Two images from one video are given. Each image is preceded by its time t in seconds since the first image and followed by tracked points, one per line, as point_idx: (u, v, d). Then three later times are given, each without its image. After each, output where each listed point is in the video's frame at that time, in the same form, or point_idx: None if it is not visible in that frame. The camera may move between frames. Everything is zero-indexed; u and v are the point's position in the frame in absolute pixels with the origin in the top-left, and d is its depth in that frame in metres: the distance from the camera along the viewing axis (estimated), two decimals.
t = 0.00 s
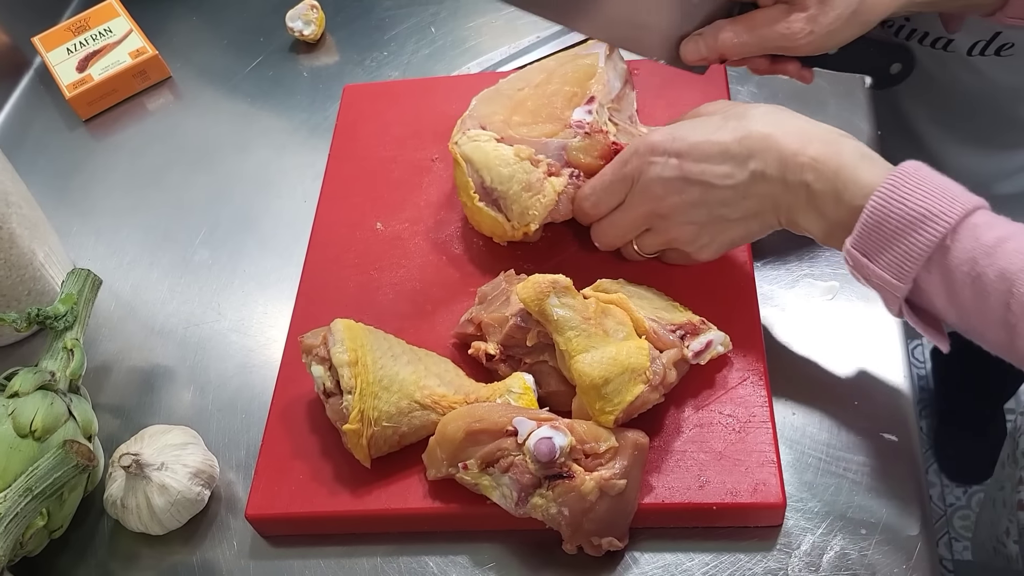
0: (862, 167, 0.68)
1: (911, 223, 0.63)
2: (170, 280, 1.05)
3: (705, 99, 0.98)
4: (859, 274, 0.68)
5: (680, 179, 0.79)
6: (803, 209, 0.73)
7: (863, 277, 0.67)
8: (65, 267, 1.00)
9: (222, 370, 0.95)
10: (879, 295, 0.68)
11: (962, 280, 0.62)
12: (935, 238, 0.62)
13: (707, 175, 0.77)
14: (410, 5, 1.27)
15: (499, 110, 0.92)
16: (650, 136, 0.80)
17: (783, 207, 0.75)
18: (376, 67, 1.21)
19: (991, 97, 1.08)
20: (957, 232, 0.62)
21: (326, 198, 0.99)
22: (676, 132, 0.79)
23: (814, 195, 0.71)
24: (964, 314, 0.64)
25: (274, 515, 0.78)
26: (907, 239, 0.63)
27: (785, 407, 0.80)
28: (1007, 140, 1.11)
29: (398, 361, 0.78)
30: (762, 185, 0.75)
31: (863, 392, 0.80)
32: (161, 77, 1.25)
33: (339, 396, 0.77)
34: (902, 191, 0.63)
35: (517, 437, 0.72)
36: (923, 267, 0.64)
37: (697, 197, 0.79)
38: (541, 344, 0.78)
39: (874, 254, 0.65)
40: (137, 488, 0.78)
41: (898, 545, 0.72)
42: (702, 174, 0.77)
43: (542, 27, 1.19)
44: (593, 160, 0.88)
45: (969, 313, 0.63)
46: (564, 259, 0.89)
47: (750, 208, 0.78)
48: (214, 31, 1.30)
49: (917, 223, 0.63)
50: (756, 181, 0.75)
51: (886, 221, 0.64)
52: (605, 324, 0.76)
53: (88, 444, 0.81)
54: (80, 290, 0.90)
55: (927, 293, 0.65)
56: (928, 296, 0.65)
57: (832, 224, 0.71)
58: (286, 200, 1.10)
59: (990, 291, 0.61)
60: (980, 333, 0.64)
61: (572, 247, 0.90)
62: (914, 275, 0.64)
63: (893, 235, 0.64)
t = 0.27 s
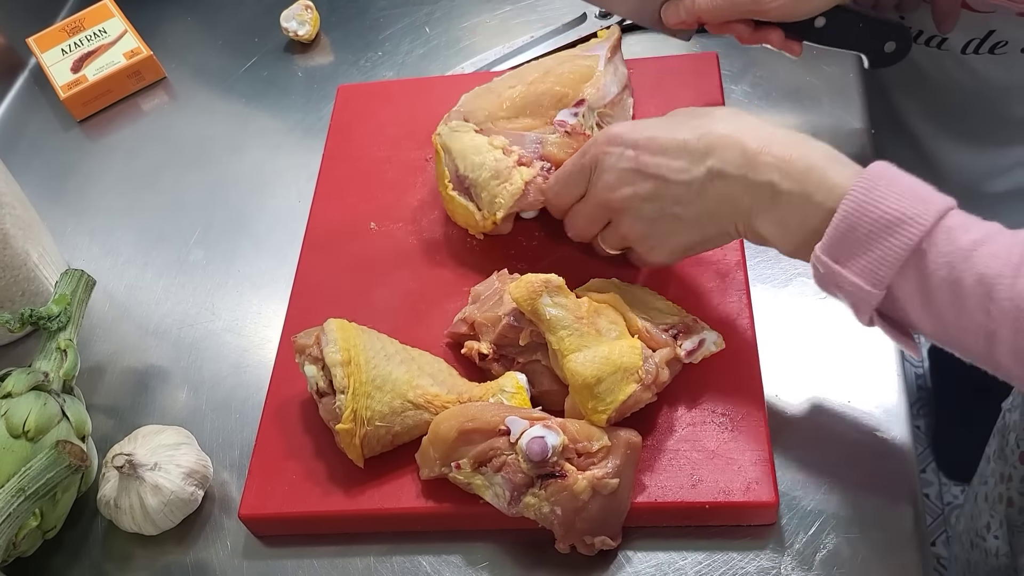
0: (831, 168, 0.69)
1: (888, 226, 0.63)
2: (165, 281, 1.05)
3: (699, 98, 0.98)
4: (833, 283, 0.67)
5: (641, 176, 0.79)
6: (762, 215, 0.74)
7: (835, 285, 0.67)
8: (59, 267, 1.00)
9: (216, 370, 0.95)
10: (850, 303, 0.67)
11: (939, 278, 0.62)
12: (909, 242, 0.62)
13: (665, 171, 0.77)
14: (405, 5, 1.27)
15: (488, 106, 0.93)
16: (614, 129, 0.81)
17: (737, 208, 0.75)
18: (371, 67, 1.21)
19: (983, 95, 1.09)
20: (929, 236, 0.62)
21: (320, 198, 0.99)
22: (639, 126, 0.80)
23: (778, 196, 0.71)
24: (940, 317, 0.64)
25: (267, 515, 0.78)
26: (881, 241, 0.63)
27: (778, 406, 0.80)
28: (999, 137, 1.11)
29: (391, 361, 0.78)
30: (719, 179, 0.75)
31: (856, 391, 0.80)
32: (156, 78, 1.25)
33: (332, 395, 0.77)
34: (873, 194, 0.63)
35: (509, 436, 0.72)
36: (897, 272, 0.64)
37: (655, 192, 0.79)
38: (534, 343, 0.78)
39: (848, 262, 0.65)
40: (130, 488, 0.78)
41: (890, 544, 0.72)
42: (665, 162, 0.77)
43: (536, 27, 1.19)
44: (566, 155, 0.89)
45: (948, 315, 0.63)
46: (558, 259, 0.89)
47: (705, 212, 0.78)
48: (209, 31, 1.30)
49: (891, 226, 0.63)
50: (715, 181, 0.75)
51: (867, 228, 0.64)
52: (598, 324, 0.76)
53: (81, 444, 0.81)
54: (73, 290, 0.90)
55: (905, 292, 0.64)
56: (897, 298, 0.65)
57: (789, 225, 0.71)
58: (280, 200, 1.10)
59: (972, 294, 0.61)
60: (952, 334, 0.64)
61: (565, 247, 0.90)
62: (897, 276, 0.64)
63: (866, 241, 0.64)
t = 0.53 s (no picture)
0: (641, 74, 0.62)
1: (841, 184, 0.52)
2: (164, 281, 1.05)
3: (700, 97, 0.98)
4: (760, 242, 0.54)
5: (494, 69, 0.74)
6: (559, 113, 0.67)
7: (621, 179, 0.58)
8: (58, 267, 1.00)
9: (215, 370, 0.95)
10: (635, 202, 0.59)
11: (922, 268, 0.49)
12: (697, 134, 0.56)
13: (508, 64, 0.73)
14: (404, 4, 1.27)
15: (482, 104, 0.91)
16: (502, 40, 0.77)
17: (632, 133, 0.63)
18: (370, 67, 1.21)
19: (976, 95, 1.11)
20: (718, 130, 0.56)
21: (319, 198, 0.99)
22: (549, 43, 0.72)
23: (581, 91, 0.65)
24: (811, 262, 0.52)
25: (266, 515, 0.78)
26: (671, 133, 0.56)
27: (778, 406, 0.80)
28: (996, 135, 1.12)
29: (390, 359, 0.78)
30: (548, 123, 0.69)
31: (854, 388, 0.80)
32: (155, 79, 1.25)
33: (331, 394, 0.77)
34: (674, 91, 0.57)
35: (508, 435, 0.72)
36: (687, 165, 0.56)
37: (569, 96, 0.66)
38: (533, 342, 0.78)
39: (637, 150, 0.58)
40: (129, 488, 0.78)
41: (890, 541, 0.72)
42: (494, 95, 0.74)
43: (535, 26, 1.19)
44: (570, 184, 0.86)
45: (913, 311, 0.50)
46: (557, 258, 0.89)
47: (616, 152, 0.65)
48: (207, 32, 1.30)
49: (681, 117, 0.56)
50: (525, 83, 0.71)
51: (800, 176, 0.53)
52: (596, 322, 0.75)
53: (80, 444, 0.81)
54: (72, 290, 0.90)
55: (856, 283, 0.51)
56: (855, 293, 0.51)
57: (577, 136, 0.65)
58: (279, 200, 1.10)
59: (939, 276, 0.48)
60: (850, 299, 0.52)
61: (564, 246, 0.90)
62: (846, 255, 0.51)
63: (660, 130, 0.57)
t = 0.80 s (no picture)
0: (656, 135, 0.68)
1: (855, 262, 0.55)
2: (162, 281, 1.05)
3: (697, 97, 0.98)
4: (770, 316, 0.58)
5: (511, 118, 0.82)
6: (580, 173, 0.72)
7: (638, 243, 0.63)
8: (57, 268, 1.00)
9: (213, 370, 0.95)
10: (651, 265, 0.63)
11: (934, 347, 0.51)
12: (712, 202, 0.59)
13: (530, 118, 0.79)
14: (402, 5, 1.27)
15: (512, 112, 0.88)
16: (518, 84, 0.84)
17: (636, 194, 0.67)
18: (368, 67, 1.21)
19: (968, 99, 1.14)
20: (735, 200, 0.60)
21: (317, 198, 0.99)
22: (568, 97, 0.78)
23: (600, 152, 0.70)
24: (800, 323, 0.56)
25: (265, 514, 0.78)
26: (686, 201, 0.61)
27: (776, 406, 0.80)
28: (990, 136, 1.16)
29: (388, 359, 0.78)
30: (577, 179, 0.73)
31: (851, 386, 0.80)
32: (153, 79, 1.25)
33: (329, 394, 0.77)
34: (691, 158, 0.62)
35: (506, 434, 0.72)
36: (698, 233, 0.60)
37: (596, 154, 0.71)
38: (531, 342, 0.78)
39: (651, 218, 0.62)
40: (128, 488, 0.78)
41: (887, 539, 0.72)
42: (514, 146, 0.80)
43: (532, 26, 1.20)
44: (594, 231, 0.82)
45: (924, 392, 0.52)
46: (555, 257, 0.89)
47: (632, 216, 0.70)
48: (206, 32, 1.31)
49: (697, 184, 0.60)
50: (545, 137, 0.77)
51: (810, 252, 0.56)
52: (593, 322, 0.76)
53: (79, 444, 0.81)
54: (71, 290, 0.90)
55: (866, 362, 0.54)
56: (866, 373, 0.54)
57: (593, 195, 0.71)
58: (277, 200, 1.10)
59: (950, 359, 0.51)
60: (840, 362, 0.55)
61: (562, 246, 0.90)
62: (856, 334, 0.54)
63: (673, 199, 0.61)
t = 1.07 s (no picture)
0: (665, 151, 0.67)
1: (860, 282, 0.54)
2: (161, 281, 1.05)
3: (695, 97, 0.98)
4: (776, 335, 0.57)
5: (514, 130, 0.82)
6: (592, 188, 0.72)
7: (647, 259, 0.63)
8: (56, 268, 1.00)
9: (212, 370, 0.95)
10: (660, 280, 0.64)
11: (935, 370, 0.51)
12: (720, 221, 0.59)
13: (533, 131, 0.79)
14: (400, 5, 1.27)
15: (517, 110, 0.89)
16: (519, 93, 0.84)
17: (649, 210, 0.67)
18: (366, 67, 1.21)
19: (961, 100, 1.14)
20: (742, 218, 0.59)
21: (316, 198, 0.99)
22: (574, 109, 0.77)
23: (612, 168, 0.69)
24: (803, 343, 0.56)
25: (265, 514, 0.78)
26: (695, 219, 0.60)
27: (775, 406, 0.80)
28: (987, 137, 1.16)
29: (387, 359, 0.78)
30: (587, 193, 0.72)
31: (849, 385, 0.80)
32: (152, 80, 1.25)
33: (328, 394, 0.77)
34: (700, 176, 0.61)
35: (505, 434, 0.72)
36: (707, 250, 0.60)
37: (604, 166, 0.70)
38: (530, 341, 0.78)
39: (660, 235, 0.62)
40: (127, 488, 0.79)
41: (886, 538, 0.72)
42: (520, 160, 0.80)
43: (531, 26, 1.20)
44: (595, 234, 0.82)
45: (927, 415, 0.51)
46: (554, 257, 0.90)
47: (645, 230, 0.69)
48: (204, 33, 1.31)
49: (706, 203, 0.60)
50: (554, 152, 0.76)
51: (817, 273, 0.56)
52: (592, 322, 0.76)
53: (78, 444, 0.81)
54: (69, 291, 0.90)
55: (870, 383, 0.53)
56: (869, 394, 0.54)
57: (606, 211, 0.70)
58: (275, 201, 1.10)
59: (951, 383, 0.50)
60: (840, 381, 0.55)
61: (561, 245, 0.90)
62: (859, 356, 0.53)
63: (680, 217, 0.61)
